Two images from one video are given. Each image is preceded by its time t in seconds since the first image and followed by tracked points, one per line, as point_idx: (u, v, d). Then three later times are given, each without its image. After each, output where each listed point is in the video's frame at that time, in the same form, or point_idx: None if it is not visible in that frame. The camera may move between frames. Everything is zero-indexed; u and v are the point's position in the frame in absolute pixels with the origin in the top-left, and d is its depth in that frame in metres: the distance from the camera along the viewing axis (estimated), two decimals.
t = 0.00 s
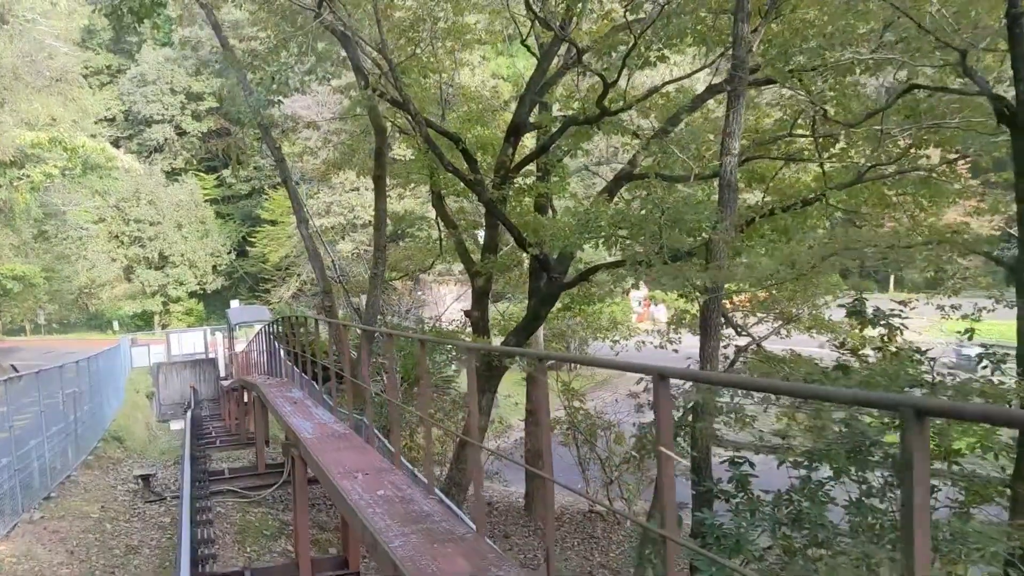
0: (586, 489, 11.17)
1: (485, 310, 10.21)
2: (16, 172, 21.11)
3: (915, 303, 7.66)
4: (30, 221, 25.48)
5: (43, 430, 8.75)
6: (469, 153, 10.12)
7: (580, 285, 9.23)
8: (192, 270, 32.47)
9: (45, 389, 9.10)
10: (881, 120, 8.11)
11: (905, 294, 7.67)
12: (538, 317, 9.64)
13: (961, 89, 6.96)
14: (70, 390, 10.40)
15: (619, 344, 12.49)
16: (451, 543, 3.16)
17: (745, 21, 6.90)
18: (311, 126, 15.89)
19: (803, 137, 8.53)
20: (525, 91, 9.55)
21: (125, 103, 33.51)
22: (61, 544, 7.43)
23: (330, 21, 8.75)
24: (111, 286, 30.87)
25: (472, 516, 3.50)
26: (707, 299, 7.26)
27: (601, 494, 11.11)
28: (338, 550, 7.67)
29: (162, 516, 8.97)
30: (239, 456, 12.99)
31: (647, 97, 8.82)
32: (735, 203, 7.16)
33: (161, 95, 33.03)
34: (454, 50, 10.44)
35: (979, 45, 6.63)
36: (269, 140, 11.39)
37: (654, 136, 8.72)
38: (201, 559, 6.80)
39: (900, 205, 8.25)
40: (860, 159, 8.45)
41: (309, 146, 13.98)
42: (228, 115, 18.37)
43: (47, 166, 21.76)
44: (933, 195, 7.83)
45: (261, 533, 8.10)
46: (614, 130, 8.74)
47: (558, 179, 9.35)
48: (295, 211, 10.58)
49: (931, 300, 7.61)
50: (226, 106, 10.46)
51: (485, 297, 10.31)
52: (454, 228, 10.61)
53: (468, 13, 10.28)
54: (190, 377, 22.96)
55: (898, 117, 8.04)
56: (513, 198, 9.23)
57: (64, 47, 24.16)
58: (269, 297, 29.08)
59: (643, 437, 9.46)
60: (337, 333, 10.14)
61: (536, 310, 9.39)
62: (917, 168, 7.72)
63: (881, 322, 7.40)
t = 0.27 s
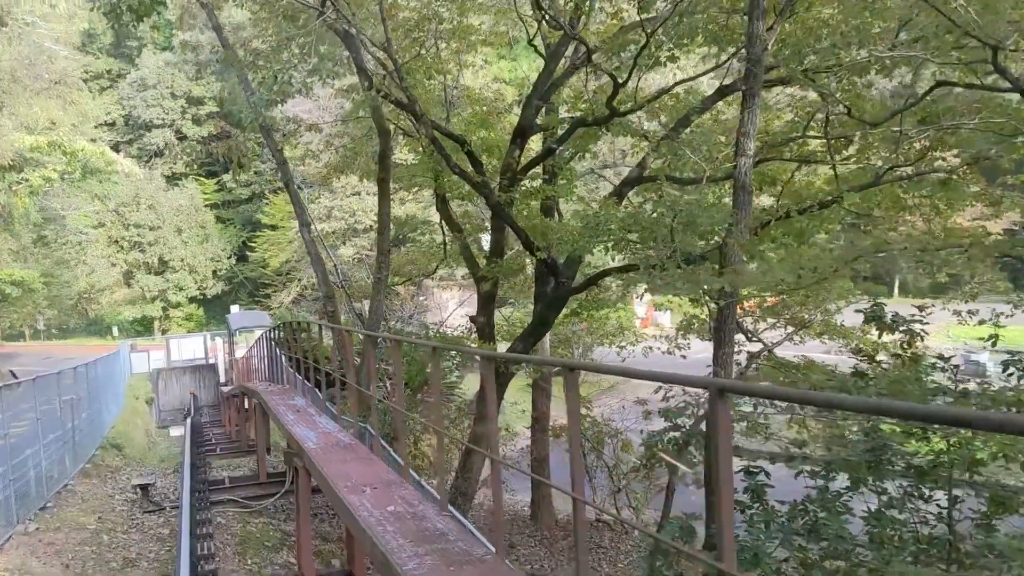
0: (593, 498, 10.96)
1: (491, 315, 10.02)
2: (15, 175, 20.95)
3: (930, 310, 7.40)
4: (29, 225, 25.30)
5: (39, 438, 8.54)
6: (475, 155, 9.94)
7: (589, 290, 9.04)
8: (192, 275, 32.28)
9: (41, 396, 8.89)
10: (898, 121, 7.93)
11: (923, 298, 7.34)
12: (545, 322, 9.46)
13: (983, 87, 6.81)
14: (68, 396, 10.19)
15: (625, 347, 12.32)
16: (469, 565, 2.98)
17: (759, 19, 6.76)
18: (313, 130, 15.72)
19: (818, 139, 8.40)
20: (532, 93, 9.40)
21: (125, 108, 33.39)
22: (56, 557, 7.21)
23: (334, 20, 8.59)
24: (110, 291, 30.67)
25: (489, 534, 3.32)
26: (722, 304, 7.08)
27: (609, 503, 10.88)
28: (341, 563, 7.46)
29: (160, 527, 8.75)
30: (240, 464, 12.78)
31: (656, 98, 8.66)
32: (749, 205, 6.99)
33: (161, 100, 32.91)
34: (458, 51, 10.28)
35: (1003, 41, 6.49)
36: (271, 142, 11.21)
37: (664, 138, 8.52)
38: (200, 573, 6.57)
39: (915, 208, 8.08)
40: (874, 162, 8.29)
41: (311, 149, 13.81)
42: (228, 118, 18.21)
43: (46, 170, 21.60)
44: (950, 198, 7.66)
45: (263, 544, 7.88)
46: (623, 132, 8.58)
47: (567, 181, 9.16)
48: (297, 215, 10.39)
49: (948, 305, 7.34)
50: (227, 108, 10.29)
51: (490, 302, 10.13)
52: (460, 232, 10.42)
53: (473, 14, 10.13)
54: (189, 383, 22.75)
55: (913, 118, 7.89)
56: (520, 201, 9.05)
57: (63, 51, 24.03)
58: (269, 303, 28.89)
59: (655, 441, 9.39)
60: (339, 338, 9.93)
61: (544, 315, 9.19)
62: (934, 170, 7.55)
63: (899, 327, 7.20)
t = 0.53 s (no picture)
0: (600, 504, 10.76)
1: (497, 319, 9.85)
2: (13, 178, 20.77)
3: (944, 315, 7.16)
4: (28, 228, 25.12)
5: (36, 444, 8.35)
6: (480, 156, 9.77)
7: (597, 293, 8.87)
8: (192, 278, 32.10)
9: (38, 401, 8.69)
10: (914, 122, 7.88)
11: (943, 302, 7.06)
12: (553, 326, 9.30)
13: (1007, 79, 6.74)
14: (66, 402, 10.01)
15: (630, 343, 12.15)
16: None
17: (775, 14, 6.62)
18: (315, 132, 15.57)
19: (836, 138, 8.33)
20: (539, 92, 9.25)
21: (124, 110, 33.23)
22: (53, 568, 7.01)
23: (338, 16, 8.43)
24: (110, 294, 30.47)
25: (509, 550, 3.15)
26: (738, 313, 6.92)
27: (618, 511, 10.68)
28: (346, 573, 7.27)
29: (160, 537, 8.55)
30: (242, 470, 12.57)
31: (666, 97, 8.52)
32: (765, 205, 6.85)
33: (161, 102, 32.79)
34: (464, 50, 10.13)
35: None
36: (274, 143, 11.07)
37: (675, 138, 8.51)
38: None
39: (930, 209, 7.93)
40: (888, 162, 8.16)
41: (313, 151, 13.67)
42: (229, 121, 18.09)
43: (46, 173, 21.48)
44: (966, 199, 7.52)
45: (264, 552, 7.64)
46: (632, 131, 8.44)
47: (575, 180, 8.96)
48: (299, 216, 10.22)
49: (966, 309, 7.05)
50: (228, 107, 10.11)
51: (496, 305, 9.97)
52: (464, 233, 10.24)
53: (478, 12, 9.99)
54: (189, 388, 22.55)
55: (928, 117, 7.76)
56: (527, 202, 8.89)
57: (63, 53, 23.88)
58: (270, 306, 28.71)
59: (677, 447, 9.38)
60: (341, 340, 9.75)
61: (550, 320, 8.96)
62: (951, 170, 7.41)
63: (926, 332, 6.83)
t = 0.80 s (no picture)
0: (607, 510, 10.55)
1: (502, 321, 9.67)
2: (12, 178, 20.57)
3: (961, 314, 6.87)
4: (27, 230, 24.93)
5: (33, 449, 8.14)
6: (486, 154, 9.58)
7: (606, 294, 8.67)
8: (192, 279, 31.91)
9: (35, 405, 8.49)
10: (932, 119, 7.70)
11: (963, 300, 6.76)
12: (561, 328, 9.12)
13: None
14: (63, 405, 9.80)
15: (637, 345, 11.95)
16: None
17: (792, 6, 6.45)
18: (316, 132, 15.37)
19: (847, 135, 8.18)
20: (547, 89, 9.07)
21: (124, 111, 33.07)
22: None
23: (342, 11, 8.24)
24: (110, 296, 30.28)
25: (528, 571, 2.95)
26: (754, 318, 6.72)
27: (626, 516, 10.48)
28: None
29: (159, 545, 8.34)
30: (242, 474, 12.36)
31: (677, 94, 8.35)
32: (782, 203, 6.68)
33: (161, 103, 32.63)
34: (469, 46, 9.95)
35: None
36: (276, 142, 10.87)
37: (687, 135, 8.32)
38: None
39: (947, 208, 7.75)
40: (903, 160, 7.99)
41: (315, 151, 13.47)
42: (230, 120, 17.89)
43: (45, 173, 21.28)
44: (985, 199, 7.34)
45: (266, 561, 7.43)
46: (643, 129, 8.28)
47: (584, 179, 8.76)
48: (302, 216, 10.04)
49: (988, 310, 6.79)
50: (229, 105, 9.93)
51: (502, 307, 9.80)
52: (470, 233, 10.04)
53: (484, 8, 9.81)
54: (189, 390, 22.37)
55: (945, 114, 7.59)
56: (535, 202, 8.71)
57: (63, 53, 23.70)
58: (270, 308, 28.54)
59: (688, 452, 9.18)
60: (345, 342, 9.54)
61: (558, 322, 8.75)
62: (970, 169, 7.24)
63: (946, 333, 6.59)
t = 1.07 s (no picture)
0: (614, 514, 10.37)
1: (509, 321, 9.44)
2: (10, 177, 20.30)
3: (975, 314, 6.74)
4: (25, 229, 24.67)
5: (28, 452, 7.90)
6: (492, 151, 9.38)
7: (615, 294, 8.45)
8: (192, 279, 31.66)
9: (30, 407, 8.24)
10: (951, 114, 7.52)
11: (986, 301, 6.55)
12: (569, 328, 8.89)
13: None
14: (59, 408, 9.54)
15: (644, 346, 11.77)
16: None
17: None
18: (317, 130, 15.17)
19: (864, 132, 8.00)
20: (555, 84, 8.85)
21: (124, 110, 32.81)
22: None
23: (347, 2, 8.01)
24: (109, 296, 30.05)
25: None
26: (771, 321, 6.52)
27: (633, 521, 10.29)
28: None
29: (157, 552, 8.09)
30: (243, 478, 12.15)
31: (689, 89, 8.14)
32: (801, 199, 6.53)
33: (161, 102, 32.42)
34: (475, 41, 9.73)
35: None
36: (277, 140, 10.66)
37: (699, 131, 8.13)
38: None
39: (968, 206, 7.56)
40: (922, 158, 7.80)
41: (316, 149, 13.26)
42: (230, 119, 17.67)
43: (44, 172, 21.04)
44: (1008, 196, 7.15)
45: (269, 568, 7.22)
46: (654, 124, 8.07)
47: (593, 176, 8.57)
48: (304, 214, 9.81)
49: (1010, 310, 6.57)
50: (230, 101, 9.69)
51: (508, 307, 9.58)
52: (475, 232, 9.85)
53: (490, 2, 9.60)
54: (189, 390, 22.25)
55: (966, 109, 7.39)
56: (542, 199, 8.49)
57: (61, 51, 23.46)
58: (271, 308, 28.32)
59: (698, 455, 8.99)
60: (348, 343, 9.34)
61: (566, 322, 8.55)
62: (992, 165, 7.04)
63: (967, 333, 6.41)
